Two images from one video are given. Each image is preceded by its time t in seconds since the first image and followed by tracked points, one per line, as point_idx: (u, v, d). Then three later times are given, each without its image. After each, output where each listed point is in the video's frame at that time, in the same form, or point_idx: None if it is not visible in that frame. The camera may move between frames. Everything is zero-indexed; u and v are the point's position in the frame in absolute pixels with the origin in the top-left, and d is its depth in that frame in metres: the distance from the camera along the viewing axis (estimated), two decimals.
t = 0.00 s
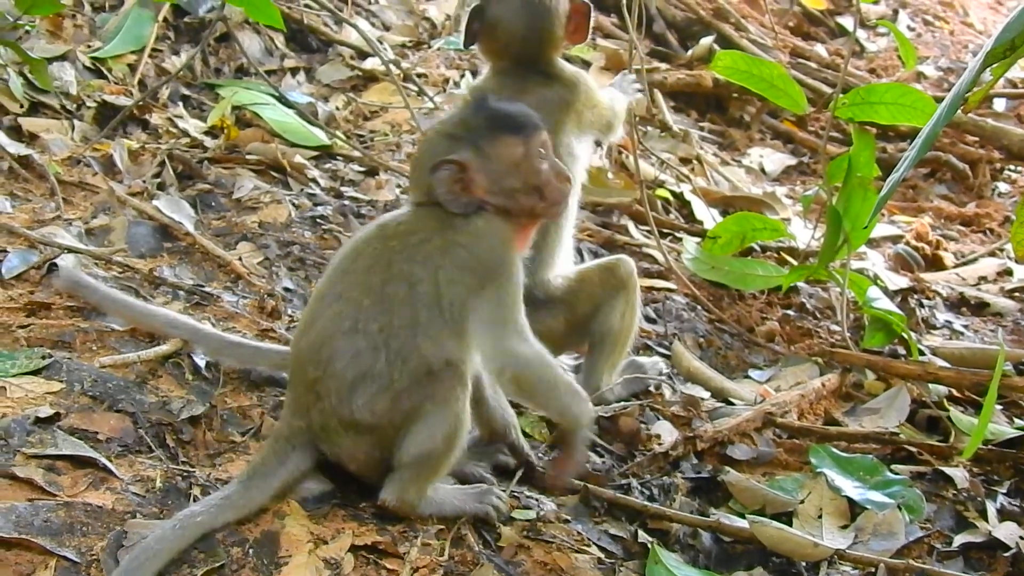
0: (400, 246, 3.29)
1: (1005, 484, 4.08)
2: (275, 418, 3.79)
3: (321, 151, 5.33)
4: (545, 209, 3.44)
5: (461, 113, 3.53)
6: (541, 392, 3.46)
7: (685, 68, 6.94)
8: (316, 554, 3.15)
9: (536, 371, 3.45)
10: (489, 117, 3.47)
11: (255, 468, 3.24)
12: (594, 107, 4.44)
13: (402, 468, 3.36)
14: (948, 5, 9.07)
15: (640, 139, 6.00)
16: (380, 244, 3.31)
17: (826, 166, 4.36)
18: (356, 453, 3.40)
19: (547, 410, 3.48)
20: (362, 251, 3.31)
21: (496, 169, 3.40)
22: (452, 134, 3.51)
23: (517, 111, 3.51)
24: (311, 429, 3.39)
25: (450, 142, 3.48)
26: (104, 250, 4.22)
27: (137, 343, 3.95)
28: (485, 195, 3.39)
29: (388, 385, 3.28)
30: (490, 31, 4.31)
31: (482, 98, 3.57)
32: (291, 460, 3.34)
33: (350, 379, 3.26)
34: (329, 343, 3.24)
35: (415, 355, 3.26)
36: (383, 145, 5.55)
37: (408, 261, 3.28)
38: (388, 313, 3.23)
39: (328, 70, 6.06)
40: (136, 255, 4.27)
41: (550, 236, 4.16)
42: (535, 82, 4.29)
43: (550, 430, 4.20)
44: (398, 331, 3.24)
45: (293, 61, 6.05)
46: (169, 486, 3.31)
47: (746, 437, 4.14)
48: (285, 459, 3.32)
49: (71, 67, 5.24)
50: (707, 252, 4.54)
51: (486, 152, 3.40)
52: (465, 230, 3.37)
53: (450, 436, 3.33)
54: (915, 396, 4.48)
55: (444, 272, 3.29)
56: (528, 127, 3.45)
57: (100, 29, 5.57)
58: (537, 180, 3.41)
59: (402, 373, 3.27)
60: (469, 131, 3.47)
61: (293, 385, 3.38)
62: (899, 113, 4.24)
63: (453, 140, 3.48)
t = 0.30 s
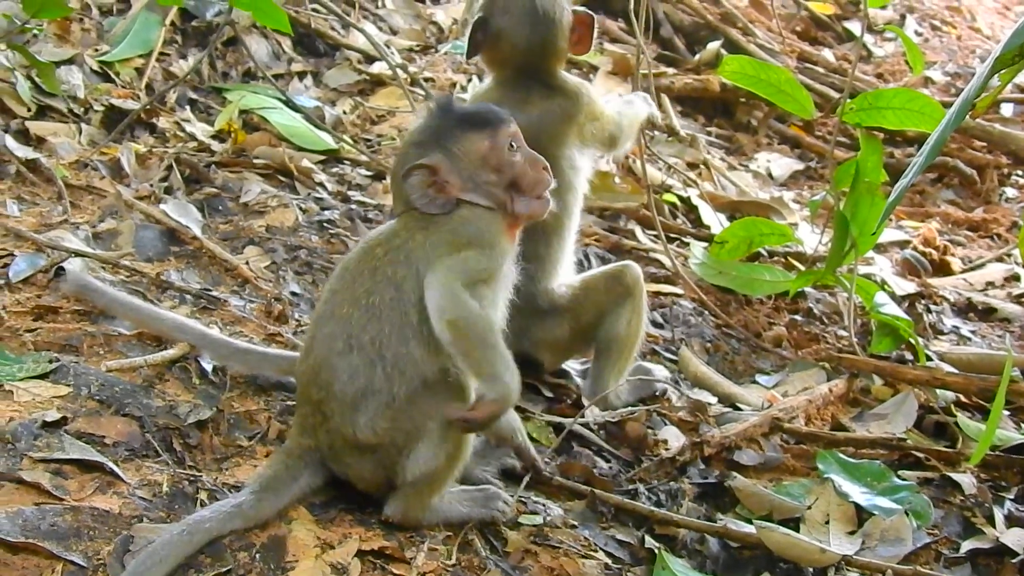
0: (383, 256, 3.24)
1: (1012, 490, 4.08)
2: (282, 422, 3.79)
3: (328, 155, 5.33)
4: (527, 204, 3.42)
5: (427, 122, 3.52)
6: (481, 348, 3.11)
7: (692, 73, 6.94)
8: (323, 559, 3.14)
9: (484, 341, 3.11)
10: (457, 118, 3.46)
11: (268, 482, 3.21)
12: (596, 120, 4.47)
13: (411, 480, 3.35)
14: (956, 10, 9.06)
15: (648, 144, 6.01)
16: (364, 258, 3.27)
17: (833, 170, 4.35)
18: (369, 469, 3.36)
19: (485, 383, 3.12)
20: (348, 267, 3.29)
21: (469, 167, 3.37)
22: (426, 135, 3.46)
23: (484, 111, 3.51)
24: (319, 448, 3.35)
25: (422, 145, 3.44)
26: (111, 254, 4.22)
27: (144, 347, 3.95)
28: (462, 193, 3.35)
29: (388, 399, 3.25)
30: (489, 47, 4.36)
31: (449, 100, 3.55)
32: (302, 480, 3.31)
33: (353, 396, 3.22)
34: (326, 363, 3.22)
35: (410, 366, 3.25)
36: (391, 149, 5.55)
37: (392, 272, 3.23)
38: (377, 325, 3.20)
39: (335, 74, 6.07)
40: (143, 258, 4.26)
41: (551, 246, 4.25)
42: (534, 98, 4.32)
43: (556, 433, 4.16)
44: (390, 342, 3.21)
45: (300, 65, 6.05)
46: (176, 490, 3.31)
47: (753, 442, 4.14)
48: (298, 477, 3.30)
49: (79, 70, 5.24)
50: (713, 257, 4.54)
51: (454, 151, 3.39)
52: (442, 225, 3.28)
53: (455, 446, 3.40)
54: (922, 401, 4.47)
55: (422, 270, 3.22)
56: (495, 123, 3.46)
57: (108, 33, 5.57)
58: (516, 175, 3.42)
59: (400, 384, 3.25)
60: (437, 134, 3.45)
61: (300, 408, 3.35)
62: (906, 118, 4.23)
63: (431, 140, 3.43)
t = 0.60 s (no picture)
0: (383, 271, 3.24)
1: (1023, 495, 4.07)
2: (291, 426, 3.79)
3: (338, 158, 5.33)
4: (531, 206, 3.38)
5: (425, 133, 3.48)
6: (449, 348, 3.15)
7: (703, 76, 6.94)
8: (332, 563, 3.14)
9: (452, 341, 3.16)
10: (455, 126, 3.42)
11: (280, 491, 3.22)
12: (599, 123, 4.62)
13: (427, 493, 3.31)
14: (966, 14, 9.05)
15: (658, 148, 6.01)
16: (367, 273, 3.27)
17: (843, 175, 4.36)
18: (385, 482, 3.35)
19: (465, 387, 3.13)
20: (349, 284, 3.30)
21: (470, 173, 3.31)
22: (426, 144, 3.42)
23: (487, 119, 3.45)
24: (335, 464, 3.36)
25: (421, 156, 3.40)
26: (121, 258, 4.22)
27: (154, 350, 3.95)
28: (464, 199, 3.29)
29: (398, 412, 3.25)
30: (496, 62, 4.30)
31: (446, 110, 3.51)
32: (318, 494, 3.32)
33: (366, 413, 3.23)
34: (336, 381, 3.23)
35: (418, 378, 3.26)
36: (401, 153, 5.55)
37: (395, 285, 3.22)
38: (380, 341, 3.21)
39: (346, 77, 6.07)
40: (153, 261, 4.26)
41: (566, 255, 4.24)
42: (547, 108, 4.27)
43: (565, 437, 4.15)
44: (394, 355, 3.22)
45: (311, 68, 6.04)
46: (185, 494, 3.31)
47: (763, 447, 4.14)
48: (311, 490, 3.31)
49: (89, 73, 5.24)
50: (723, 261, 4.54)
51: (453, 158, 3.34)
52: (440, 233, 3.24)
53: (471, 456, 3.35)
54: (932, 406, 4.46)
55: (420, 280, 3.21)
56: (494, 129, 3.42)
57: (118, 36, 5.57)
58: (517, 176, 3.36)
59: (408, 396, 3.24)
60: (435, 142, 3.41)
61: (314, 425, 3.35)
62: (917, 122, 4.23)
63: (430, 149, 3.39)
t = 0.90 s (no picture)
0: (387, 277, 3.24)
1: None
2: (296, 428, 3.79)
3: (344, 160, 5.32)
4: (531, 198, 3.43)
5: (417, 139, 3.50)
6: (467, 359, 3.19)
7: (708, 78, 6.95)
8: (337, 566, 3.13)
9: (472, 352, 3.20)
10: (448, 130, 3.44)
11: (285, 495, 3.21)
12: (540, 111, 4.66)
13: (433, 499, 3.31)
14: (972, 15, 9.04)
15: (664, 150, 6.02)
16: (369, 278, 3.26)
17: (848, 177, 4.34)
18: (391, 487, 3.33)
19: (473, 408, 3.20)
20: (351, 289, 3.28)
21: (467, 176, 3.36)
22: (420, 150, 3.44)
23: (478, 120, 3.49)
24: (341, 469, 3.35)
25: (415, 162, 3.43)
26: (126, 261, 4.22)
27: (159, 353, 3.95)
28: (464, 202, 3.33)
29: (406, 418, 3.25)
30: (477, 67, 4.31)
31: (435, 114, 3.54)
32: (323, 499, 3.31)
33: (371, 418, 3.22)
34: (340, 388, 3.21)
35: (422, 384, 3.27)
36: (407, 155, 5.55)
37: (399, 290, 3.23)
38: (386, 347, 3.20)
39: (351, 79, 6.06)
40: (158, 265, 4.25)
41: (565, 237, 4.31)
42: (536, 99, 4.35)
43: (570, 439, 4.15)
44: (400, 361, 3.22)
45: (316, 70, 6.04)
46: (190, 497, 3.31)
47: (768, 449, 4.13)
48: (316, 494, 3.30)
49: (94, 76, 5.24)
50: (729, 263, 4.52)
51: (447, 161, 3.37)
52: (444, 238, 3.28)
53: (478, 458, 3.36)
54: (938, 407, 4.45)
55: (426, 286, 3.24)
56: (485, 131, 3.45)
57: (123, 39, 5.56)
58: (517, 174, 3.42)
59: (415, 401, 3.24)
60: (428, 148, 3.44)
61: (317, 430, 3.34)
62: (923, 123, 4.23)
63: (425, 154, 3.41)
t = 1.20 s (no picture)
0: (399, 285, 3.24)
1: None
2: (303, 428, 3.77)
3: (350, 160, 5.33)
4: (536, 195, 3.49)
5: (415, 149, 3.52)
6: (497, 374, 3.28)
7: (715, 78, 6.95)
8: (344, 565, 3.13)
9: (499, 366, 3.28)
10: (446, 136, 3.47)
11: (292, 495, 3.21)
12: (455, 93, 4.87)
13: (440, 498, 3.33)
14: (979, 14, 9.05)
15: (670, 150, 6.02)
16: (380, 282, 3.26)
17: (855, 176, 4.35)
18: (400, 488, 3.33)
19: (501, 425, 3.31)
20: (360, 293, 3.27)
21: (474, 178, 3.41)
22: (418, 161, 3.48)
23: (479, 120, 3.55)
24: (349, 471, 3.32)
25: (415, 174, 3.47)
26: (133, 261, 4.27)
27: (168, 354, 3.89)
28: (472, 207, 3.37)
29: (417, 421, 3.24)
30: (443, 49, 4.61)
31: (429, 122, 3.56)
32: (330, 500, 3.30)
33: (381, 420, 3.20)
34: (350, 390, 3.20)
35: (434, 390, 3.25)
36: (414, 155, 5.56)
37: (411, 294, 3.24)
38: (400, 353, 3.19)
39: (357, 79, 6.06)
40: (164, 264, 4.32)
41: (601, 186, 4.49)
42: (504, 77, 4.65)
43: (578, 438, 4.14)
44: (412, 365, 3.21)
45: (322, 70, 6.03)
46: (197, 496, 3.30)
47: (775, 448, 4.13)
48: (324, 495, 3.28)
49: (101, 76, 5.24)
50: (736, 262, 4.54)
51: (449, 168, 3.42)
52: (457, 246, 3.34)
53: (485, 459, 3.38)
54: (945, 406, 4.45)
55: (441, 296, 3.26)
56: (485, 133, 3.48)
57: (129, 39, 5.56)
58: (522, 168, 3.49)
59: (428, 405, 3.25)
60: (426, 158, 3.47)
61: (324, 431, 3.31)
62: (930, 122, 4.22)
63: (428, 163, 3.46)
